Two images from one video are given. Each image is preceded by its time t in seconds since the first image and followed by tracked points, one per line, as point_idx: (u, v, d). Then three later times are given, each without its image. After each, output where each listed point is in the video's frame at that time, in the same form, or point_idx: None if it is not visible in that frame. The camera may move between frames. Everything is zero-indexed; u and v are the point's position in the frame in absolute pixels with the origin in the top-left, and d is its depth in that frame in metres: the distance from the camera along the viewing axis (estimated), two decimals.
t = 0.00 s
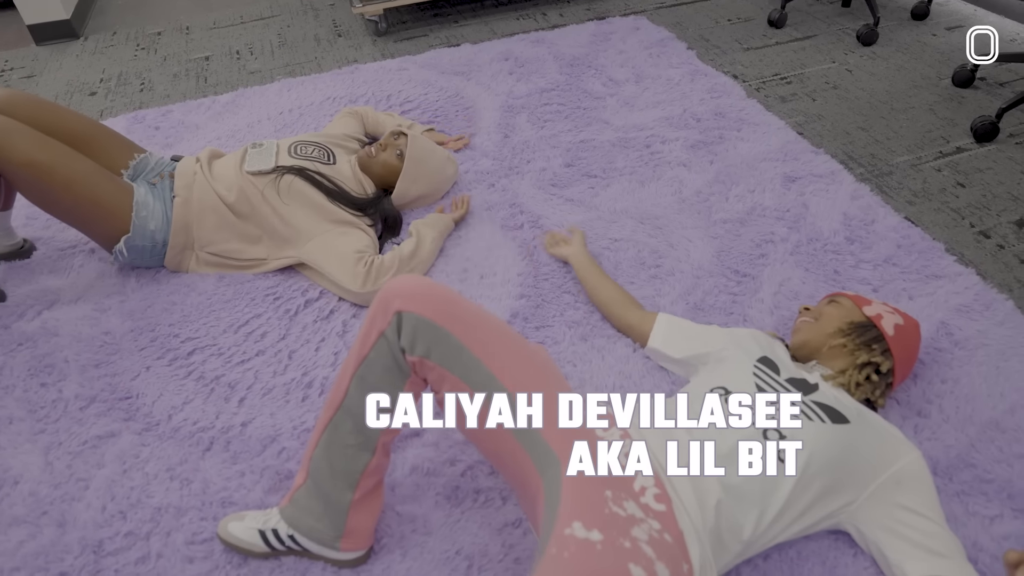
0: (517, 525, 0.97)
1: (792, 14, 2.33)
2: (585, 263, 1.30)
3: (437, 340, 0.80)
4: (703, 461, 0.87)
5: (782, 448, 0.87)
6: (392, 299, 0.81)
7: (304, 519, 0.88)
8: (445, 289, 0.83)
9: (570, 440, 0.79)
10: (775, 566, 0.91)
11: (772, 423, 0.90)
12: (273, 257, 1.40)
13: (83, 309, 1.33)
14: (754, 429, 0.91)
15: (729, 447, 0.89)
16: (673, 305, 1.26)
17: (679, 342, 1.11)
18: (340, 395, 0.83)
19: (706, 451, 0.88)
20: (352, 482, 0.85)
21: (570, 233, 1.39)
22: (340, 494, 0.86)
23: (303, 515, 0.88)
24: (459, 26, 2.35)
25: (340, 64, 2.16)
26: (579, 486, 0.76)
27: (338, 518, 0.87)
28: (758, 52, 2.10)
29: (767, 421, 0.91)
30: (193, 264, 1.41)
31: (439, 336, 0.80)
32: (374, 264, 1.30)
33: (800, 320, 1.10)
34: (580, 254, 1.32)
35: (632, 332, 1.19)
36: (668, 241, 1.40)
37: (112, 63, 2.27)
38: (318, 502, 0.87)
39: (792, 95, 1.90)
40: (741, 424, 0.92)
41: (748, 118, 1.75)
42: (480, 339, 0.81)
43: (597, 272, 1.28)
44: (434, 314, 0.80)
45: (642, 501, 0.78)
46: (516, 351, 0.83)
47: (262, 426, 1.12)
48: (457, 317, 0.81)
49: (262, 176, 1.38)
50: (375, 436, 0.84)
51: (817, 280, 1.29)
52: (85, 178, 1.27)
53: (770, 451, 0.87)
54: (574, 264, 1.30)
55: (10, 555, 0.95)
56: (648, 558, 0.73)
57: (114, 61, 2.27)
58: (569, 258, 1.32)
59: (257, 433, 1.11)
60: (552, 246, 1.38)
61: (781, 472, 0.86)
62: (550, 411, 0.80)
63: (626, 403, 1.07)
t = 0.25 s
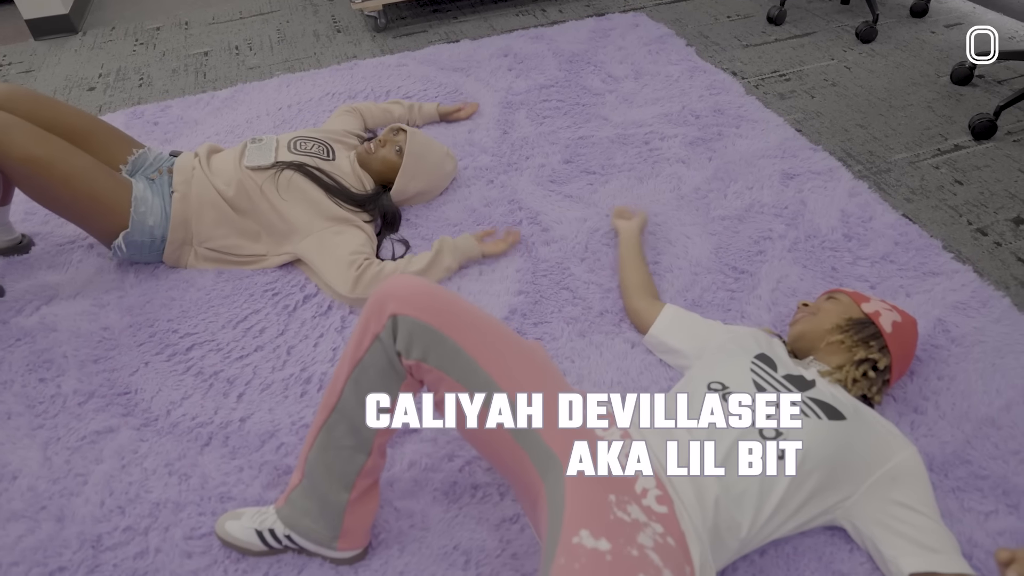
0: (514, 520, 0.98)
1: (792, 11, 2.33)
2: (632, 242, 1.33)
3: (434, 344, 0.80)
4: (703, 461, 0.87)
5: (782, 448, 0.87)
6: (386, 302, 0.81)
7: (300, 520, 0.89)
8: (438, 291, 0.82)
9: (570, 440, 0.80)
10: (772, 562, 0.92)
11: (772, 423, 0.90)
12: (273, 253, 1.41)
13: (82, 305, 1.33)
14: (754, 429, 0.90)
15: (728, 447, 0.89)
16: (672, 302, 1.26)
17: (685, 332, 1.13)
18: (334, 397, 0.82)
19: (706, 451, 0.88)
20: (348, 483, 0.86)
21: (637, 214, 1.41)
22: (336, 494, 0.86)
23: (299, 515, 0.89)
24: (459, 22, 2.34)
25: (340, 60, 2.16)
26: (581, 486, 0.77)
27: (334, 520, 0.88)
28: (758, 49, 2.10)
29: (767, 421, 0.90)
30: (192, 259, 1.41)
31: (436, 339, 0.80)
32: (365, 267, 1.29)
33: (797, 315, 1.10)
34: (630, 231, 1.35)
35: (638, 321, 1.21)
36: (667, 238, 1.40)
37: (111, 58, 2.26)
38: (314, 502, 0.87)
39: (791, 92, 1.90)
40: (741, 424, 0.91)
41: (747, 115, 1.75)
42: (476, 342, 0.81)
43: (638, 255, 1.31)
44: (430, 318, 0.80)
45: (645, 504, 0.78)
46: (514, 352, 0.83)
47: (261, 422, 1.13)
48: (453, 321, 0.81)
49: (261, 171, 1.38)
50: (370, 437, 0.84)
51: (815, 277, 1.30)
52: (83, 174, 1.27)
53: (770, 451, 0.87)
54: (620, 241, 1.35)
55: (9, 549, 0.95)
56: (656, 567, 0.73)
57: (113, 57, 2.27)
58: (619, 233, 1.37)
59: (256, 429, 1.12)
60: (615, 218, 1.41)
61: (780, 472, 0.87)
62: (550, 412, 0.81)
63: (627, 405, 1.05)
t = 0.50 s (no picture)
0: (512, 522, 0.98)
1: (789, 13, 2.33)
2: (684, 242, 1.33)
3: (432, 348, 0.80)
4: (703, 461, 0.88)
5: (781, 448, 0.87)
6: (384, 308, 0.81)
7: (298, 523, 0.89)
8: (436, 295, 0.83)
9: (569, 440, 0.79)
10: (770, 563, 0.92)
11: (772, 423, 0.90)
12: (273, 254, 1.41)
13: (80, 307, 1.33)
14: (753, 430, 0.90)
15: (728, 448, 0.89)
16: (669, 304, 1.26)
17: (690, 330, 1.13)
18: (332, 402, 0.83)
19: (706, 451, 0.88)
20: (345, 487, 0.86)
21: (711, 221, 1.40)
22: (334, 498, 0.86)
23: (298, 519, 0.89)
24: (457, 24, 2.35)
25: (338, 62, 2.16)
26: (582, 485, 0.77)
27: (332, 524, 0.88)
28: (755, 51, 2.11)
29: (767, 421, 0.91)
30: (190, 261, 1.41)
31: (434, 343, 0.80)
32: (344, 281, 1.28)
33: (797, 316, 1.10)
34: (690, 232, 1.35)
35: (650, 311, 1.23)
36: (665, 239, 1.40)
37: (109, 60, 2.26)
38: (311, 506, 0.87)
39: (788, 93, 1.90)
40: (741, 424, 0.92)
41: (745, 117, 1.75)
42: (474, 346, 0.81)
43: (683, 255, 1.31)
44: (429, 323, 0.80)
45: (645, 508, 0.79)
46: (512, 355, 0.83)
47: (259, 424, 1.13)
48: (451, 325, 0.81)
49: (260, 173, 1.39)
50: (369, 440, 0.84)
51: (813, 279, 1.30)
52: (81, 176, 1.27)
53: (770, 451, 0.87)
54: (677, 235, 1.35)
55: (7, 552, 0.95)
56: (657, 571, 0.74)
57: (112, 59, 2.27)
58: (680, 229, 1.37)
59: (254, 431, 1.12)
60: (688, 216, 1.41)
61: (780, 472, 0.87)
62: (550, 412, 0.81)
63: (626, 403, 1.07)
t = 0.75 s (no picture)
0: (511, 523, 0.98)
1: (788, 15, 2.33)
2: (727, 255, 1.30)
3: (432, 348, 0.80)
4: (703, 461, 0.88)
5: (781, 447, 0.87)
6: (384, 307, 0.81)
7: (297, 524, 0.89)
8: (437, 296, 0.83)
9: (569, 440, 0.79)
10: (769, 565, 0.92)
11: (772, 423, 0.90)
12: (273, 255, 1.42)
13: (79, 308, 1.33)
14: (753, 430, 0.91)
15: (728, 448, 0.89)
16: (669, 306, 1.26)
17: (691, 331, 1.13)
18: (332, 401, 0.83)
19: (706, 451, 0.88)
20: (345, 487, 0.86)
21: (765, 246, 1.36)
22: (334, 498, 0.86)
23: (297, 520, 0.88)
24: (456, 25, 2.35)
25: (337, 63, 2.16)
26: (581, 485, 0.77)
27: (331, 525, 0.88)
28: (754, 52, 2.11)
29: (767, 421, 0.91)
30: (189, 263, 1.41)
31: (433, 343, 0.80)
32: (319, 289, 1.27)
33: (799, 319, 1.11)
34: (738, 248, 1.31)
35: (651, 308, 1.24)
36: (664, 241, 1.40)
37: (109, 61, 2.26)
38: (310, 507, 0.87)
39: (787, 95, 1.90)
40: (741, 424, 0.92)
41: (744, 118, 1.75)
42: (474, 346, 0.81)
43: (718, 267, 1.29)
44: (429, 323, 0.80)
45: (643, 508, 0.78)
46: (511, 356, 0.83)
47: (258, 426, 1.13)
48: (451, 325, 0.81)
49: (258, 174, 1.39)
50: (368, 441, 0.84)
51: (812, 280, 1.30)
52: (80, 177, 1.27)
53: (770, 450, 0.87)
54: (725, 246, 1.31)
55: (5, 553, 0.95)
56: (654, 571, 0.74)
57: (111, 60, 2.27)
58: (731, 240, 1.33)
59: (254, 432, 1.12)
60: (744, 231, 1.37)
61: (780, 472, 0.87)
62: (550, 412, 0.81)
63: (626, 404, 1.08)
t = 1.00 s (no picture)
0: (511, 525, 0.98)
1: (788, 16, 2.34)
2: (728, 257, 1.30)
3: (432, 348, 0.80)
4: (703, 461, 0.88)
5: (781, 447, 0.87)
6: (385, 306, 0.81)
7: (297, 524, 0.88)
8: (438, 296, 0.82)
9: (570, 440, 0.79)
10: (769, 566, 0.92)
11: (772, 423, 0.90)
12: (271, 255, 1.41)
13: (78, 309, 1.33)
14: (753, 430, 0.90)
15: (728, 448, 0.89)
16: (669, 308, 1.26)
17: (692, 333, 1.13)
18: (332, 401, 0.82)
19: (706, 451, 0.88)
20: (345, 488, 0.86)
21: (768, 249, 1.36)
22: (334, 499, 0.86)
23: (296, 520, 0.88)
24: (456, 26, 2.35)
25: (337, 64, 2.16)
26: (580, 485, 0.77)
27: (331, 525, 0.88)
28: (753, 54, 2.11)
29: (767, 421, 0.90)
30: (189, 264, 1.41)
31: (433, 343, 0.80)
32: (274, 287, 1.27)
33: (799, 321, 1.11)
34: (739, 250, 1.32)
35: (652, 309, 1.24)
36: (664, 242, 1.40)
37: (108, 62, 2.26)
38: (310, 507, 0.87)
39: (787, 96, 1.91)
40: (741, 424, 0.91)
41: (743, 120, 1.75)
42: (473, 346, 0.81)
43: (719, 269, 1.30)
44: (429, 323, 0.80)
45: (642, 509, 0.78)
46: (511, 356, 0.83)
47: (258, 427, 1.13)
48: (452, 325, 0.81)
49: (257, 176, 1.39)
50: (367, 442, 0.84)
51: (812, 282, 1.30)
52: (79, 178, 1.27)
53: (770, 451, 0.87)
54: (728, 249, 1.32)
55: (3, 555, 0.95)
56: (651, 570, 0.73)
57: (110, 61, 2.27)
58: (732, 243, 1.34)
59: (253, 434, 1.12)
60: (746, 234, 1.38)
61: (780, 471, 0.87)
62: (550, 412, 0.81)
63: (626, 403, 1.08)
